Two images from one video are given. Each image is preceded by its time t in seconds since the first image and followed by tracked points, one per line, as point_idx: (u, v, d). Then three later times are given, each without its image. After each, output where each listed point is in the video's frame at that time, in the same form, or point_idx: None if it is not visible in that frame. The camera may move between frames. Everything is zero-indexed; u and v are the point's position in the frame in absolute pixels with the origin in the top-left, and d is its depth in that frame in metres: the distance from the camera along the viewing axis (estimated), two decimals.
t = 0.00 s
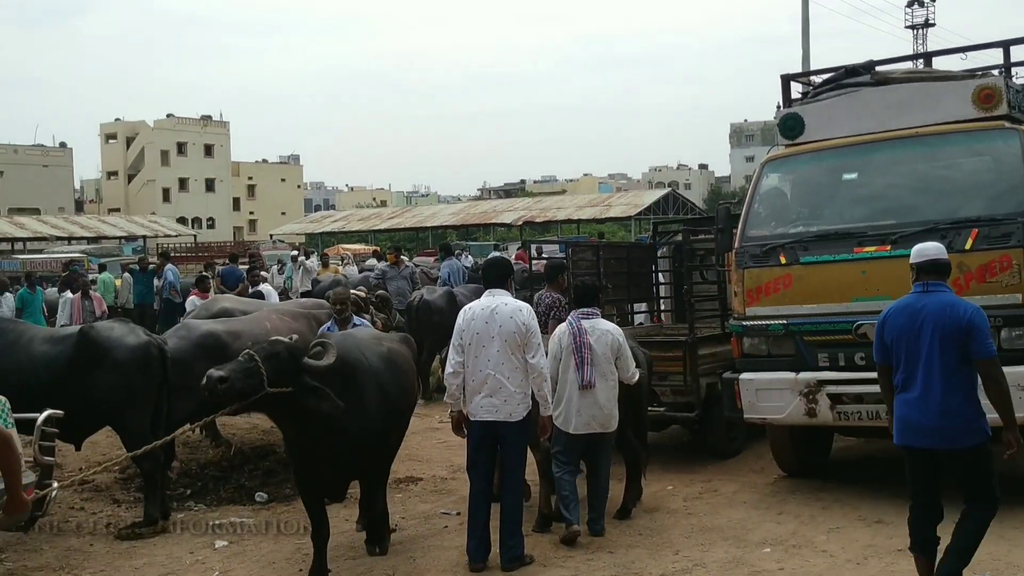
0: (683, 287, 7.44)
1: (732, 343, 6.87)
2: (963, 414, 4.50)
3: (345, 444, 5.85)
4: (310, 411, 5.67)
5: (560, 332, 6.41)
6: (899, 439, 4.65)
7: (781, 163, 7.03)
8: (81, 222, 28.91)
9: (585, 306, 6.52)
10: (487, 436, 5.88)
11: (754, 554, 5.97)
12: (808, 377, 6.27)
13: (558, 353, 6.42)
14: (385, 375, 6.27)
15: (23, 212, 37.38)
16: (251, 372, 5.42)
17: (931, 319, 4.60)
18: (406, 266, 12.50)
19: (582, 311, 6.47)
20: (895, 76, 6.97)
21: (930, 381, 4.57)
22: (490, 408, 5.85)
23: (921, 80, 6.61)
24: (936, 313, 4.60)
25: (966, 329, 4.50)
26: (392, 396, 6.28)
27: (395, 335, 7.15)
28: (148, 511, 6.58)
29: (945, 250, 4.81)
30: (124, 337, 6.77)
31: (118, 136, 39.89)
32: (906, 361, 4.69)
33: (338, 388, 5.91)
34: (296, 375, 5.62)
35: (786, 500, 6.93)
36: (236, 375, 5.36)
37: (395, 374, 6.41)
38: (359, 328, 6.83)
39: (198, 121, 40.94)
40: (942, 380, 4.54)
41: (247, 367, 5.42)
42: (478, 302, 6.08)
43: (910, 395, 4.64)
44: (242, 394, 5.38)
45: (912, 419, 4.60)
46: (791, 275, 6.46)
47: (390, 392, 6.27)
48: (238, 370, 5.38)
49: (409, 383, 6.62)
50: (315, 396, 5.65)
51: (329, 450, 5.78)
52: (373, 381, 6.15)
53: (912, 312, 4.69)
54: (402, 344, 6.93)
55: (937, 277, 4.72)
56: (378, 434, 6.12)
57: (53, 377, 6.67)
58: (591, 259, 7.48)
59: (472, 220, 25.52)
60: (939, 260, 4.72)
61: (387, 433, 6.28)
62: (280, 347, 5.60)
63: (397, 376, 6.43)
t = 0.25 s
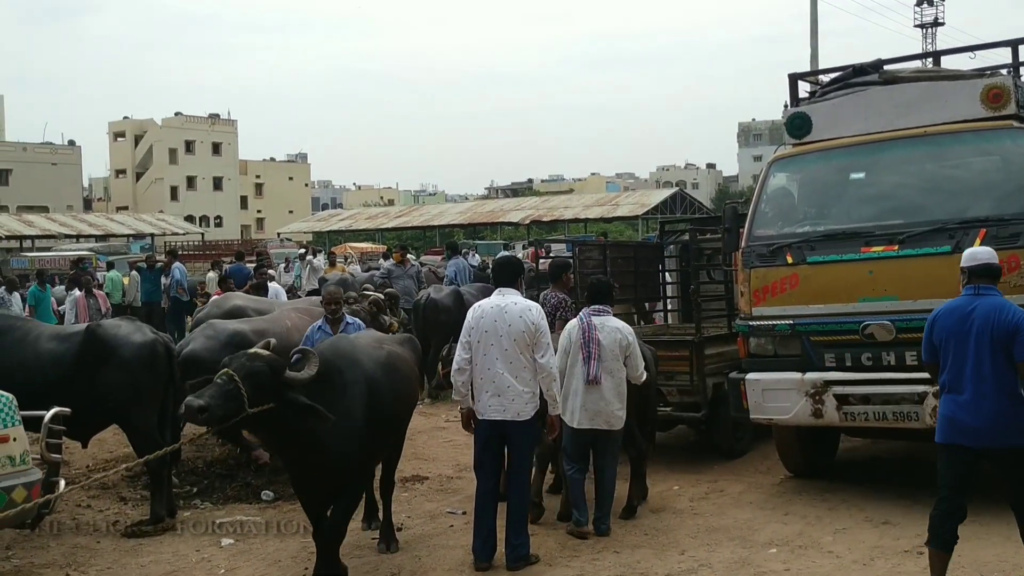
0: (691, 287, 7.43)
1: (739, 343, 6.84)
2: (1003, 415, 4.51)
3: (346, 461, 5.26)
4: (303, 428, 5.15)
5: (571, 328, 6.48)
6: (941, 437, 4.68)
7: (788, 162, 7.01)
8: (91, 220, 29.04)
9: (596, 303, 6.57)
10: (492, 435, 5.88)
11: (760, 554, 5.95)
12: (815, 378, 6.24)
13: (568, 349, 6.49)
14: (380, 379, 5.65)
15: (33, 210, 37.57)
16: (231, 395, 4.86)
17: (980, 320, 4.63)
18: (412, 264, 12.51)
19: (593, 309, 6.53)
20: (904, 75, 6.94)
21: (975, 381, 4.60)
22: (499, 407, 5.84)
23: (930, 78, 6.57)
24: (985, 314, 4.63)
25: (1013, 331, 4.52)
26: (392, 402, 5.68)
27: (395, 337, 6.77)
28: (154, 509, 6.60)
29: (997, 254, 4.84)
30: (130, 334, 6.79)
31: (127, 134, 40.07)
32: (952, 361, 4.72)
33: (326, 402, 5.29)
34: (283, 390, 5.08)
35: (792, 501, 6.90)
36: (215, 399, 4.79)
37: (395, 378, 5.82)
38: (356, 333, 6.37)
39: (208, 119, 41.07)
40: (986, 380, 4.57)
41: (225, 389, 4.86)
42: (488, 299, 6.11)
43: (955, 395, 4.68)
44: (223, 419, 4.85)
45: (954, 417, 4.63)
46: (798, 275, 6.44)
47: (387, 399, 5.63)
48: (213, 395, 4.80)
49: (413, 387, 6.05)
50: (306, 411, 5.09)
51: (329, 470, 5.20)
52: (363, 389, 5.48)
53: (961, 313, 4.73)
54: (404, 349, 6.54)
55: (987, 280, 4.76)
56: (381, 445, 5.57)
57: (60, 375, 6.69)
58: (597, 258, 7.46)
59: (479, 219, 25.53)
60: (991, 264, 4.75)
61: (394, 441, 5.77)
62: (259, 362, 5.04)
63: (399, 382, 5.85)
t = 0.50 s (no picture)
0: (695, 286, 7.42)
1: (743, 342, 6.82)
2: None
3: (337, 463, 5.22)
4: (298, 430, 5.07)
5: (570, 327, 6.54)
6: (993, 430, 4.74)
7: (793, 161, 7.00)
8: (96, 218, 29.12)
9: (595, 302, 6.59)
10: (497, 434, 5.88)
11: (764, 554, 5.94)
12: (819, 378, 6.23)
13: (568, 347, 6.55)
14: (369, 381, 5.64)
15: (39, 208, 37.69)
16: (236, 394, 4.73)
17: None
18: (417, 263, 12.51)
19: (590, 307, 6.55)
20: (909, 74, 6.92)
21: None
22: (503, 404, 5.83)
23: (935, 77, 6.55)
24: None
25: None
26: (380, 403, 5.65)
27: (392, 335, 6.69)
28: (158, 507, 6.62)
29: None
30: (134, 332, 6.80)
31: (133, 133, 40.18)
32: (1004, 356, 4.76)
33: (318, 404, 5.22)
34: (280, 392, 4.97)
35: (797, 501, 6.90)
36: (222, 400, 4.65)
37: (386, 379, 5.79)
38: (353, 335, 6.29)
39: (213, 118, 41.15)
40: None
41: (230, 389, 4.71)
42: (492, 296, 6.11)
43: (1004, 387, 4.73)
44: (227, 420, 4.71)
45: (1006, 409, 4.69)
46: (802, 274, 6.42)
47: (376, 401, 5.62)
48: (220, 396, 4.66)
49: (406, 388, 6.00)
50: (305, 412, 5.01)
51: (324, 471, 5.16)
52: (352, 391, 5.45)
53: (1009, 307, 4.75)
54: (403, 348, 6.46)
55: None
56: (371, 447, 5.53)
57: (65, 372, 6.71)
58: (602, 257, 7.45)
59: (484, 218, 25.54)
60: None
61: (385, 443, 5.72)
62: (260, 363, 4.92)
63: (389, 383, 5.83)
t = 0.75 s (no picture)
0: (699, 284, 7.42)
1: (746, 341, 6.83)
2: None
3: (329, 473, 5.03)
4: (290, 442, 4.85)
5: (567, 327, 6.57)
6: None
7: (797, 160, 7.00)
8: (100, 216, 29.17)
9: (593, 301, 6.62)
10: (501, 432, 5.88)
11: (767, 553, 5.94)
12: (823, 377, 6.23)
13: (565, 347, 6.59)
14: (363, 385, 5.46)
15: (43, 206, 37.75)
16: (233, 405, 4.48)
17: None
18: (420, 262, 12.51)
19: (588, 307, 6.59)
20: (914, 73, 6.92)
21: None
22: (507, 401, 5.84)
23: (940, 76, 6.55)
24: None
25: None
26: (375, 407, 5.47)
27: (387, 335, 6.54)
28: (162, 505, 6.63)
29: None
30: (138, 330, 6.81)
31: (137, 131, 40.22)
32: None
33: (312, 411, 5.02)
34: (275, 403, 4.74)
35: (800, 500, 6.89)
36: (219, 413, 4.40)
37: (381, 384, 5.61)
38: (346, 337, 6.17)
39: (217, 116, 41.18)
40: None
41: (226, 401, 4.46)
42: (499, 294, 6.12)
43: None
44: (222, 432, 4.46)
45: None
46: (806, 273, 6.42)
47: (371, 405, 5.43)
48: (217, 408, 4.40)
49: (402, 394, 5.83)
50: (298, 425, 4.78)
51: (314, 481, 4.96)
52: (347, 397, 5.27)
53: None
54: (397, 350, 6.32)
55: None
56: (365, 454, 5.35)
57: (69, 370, 6.72)
58: (606, 255, 7.44)
59: (487, 217, 25.54)
60: None
61: (380, 449, 5.54)
62: (257, 374, 4.66)
63: (384, 388, 5.66)
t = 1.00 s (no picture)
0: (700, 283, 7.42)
1: (747, 341, 6.84)
2: None
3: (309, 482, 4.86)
4: (269, 451, 4.64)
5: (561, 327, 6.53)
6: None
7: (797, 160, 7.00)
8: (100, 214, 29.16)
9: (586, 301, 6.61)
10: (503, 432, 5.88)
11: (768, 553, 5.94)
12: (824, 376, 6.23)
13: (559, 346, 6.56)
14: (344, 389, 5.29)
15: (43, 205, 37.74)
16: (204, 420, 4.25)
17: None
18: (420, 261, 12.51)
19: (582, 306, 6.58)
20: (915, 72, 6.92)
21: None
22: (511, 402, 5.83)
23: (941, 75, 6.55)
24: None
25: None
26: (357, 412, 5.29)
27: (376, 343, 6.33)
28: (162, 504, 6.63)
29: None
30: (138, 329, 6.81)
31: (137, 129, 40.21)
32: None
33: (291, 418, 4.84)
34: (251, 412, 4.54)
35: (801, 500, 6.90)
36: (190, 425, 4.18)
37: (365, 391, 5.46)
38: (332, 343, 6.01)
39: (217, 114, 41.17)
40: None
41: (199, 413, 4.25)
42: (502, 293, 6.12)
43: None
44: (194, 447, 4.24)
45: None
46: (807, 273, 6.42)
47: (352, 409, 5.26)
48: (188, 421, 4.19)
49: (387, 401, 5.69)
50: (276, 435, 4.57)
51: (295, 491, 4.78)
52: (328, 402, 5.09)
53: None
54: (384, 357, 6.13)
55: None
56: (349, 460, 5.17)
57: (70, 368, 6.73)
58: (606, 255, 7.44)
59: (488, 216, 25.52)
60: None
61: (364, 456, 5.36)
62: (232, 383, 4.46)
63: (367, 394, 5.48)
